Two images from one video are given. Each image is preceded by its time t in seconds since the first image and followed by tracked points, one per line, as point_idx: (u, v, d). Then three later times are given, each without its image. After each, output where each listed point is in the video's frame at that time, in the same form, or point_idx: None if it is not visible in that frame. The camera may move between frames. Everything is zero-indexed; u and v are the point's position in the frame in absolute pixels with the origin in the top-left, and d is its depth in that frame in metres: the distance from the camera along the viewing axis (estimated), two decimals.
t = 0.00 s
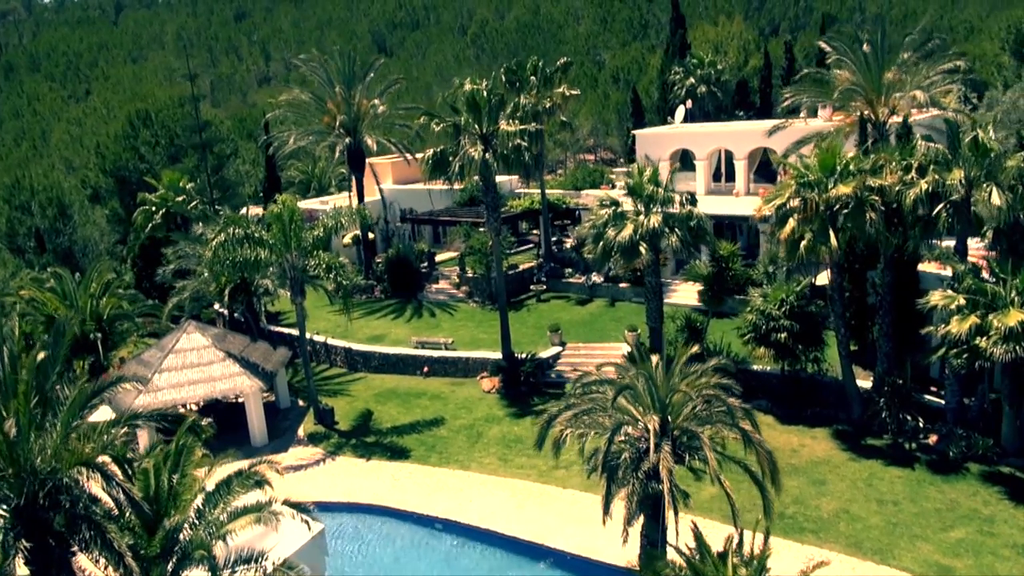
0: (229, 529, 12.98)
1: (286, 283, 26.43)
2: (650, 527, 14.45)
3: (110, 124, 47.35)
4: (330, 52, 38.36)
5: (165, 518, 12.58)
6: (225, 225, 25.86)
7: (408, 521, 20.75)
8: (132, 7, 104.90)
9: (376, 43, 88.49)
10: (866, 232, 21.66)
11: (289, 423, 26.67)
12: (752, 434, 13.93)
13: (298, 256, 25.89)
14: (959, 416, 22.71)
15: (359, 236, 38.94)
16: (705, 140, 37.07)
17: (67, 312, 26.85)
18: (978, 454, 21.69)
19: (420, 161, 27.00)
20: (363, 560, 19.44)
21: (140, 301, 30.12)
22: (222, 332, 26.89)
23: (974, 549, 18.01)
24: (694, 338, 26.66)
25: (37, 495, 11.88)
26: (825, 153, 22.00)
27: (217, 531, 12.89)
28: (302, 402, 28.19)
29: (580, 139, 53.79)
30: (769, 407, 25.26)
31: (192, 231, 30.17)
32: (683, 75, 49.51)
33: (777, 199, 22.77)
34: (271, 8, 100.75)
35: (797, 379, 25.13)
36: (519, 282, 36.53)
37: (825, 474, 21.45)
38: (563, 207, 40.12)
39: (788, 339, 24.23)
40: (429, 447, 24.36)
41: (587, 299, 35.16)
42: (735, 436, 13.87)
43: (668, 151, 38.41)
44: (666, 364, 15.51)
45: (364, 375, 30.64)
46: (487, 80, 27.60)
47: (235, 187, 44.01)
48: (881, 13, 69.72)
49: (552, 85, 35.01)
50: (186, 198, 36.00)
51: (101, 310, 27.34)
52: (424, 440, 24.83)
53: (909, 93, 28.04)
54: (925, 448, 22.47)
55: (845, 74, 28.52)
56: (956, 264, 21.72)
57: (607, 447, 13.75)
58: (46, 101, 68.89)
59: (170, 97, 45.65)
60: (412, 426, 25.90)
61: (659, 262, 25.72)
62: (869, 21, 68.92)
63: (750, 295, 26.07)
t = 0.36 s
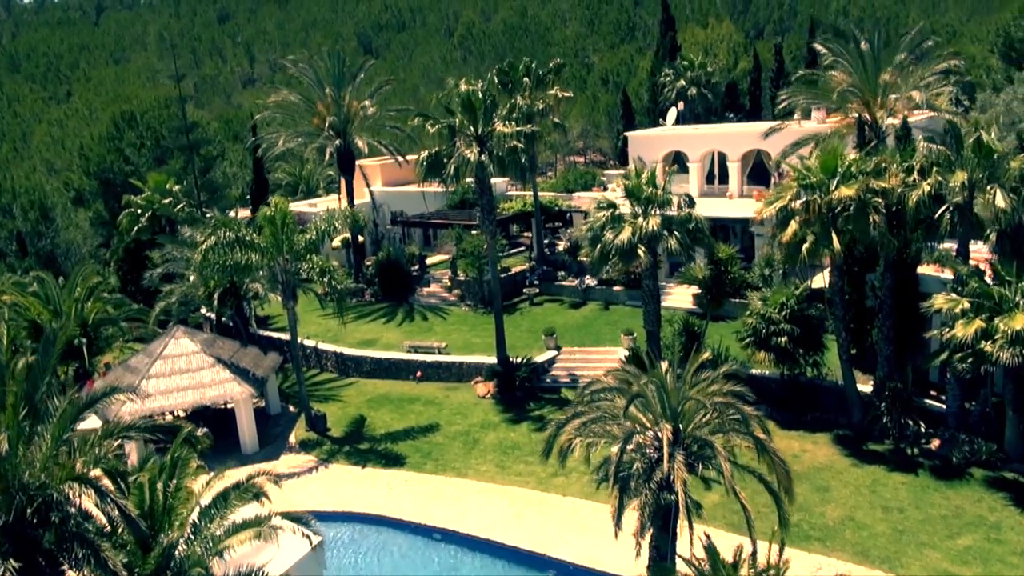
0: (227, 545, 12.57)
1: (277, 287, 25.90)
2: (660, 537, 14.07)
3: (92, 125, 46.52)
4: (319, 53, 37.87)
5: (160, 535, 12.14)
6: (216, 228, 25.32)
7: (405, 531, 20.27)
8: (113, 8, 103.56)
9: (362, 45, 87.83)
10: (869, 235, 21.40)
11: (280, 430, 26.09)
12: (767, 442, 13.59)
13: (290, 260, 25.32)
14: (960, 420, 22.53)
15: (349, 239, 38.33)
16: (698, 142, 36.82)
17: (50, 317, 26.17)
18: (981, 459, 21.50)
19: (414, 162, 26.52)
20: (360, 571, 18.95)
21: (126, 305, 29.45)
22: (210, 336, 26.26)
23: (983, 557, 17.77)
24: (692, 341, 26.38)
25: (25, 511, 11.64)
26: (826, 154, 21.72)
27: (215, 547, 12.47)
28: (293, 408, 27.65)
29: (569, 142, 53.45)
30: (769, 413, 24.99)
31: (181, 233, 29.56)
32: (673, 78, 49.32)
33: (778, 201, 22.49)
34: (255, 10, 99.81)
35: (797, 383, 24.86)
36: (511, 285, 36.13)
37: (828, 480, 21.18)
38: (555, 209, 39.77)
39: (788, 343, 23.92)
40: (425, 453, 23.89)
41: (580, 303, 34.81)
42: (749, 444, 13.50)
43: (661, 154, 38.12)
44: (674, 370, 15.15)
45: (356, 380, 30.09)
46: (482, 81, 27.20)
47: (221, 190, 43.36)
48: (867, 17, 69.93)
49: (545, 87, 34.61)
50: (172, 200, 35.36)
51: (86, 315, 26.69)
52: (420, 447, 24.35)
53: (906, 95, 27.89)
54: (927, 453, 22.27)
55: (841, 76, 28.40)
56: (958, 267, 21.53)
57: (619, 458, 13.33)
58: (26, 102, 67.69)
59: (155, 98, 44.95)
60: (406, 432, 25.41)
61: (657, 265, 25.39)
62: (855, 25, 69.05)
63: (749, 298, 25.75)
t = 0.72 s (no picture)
0: (224, 566, 12.26)
1: (267, 292, 25.31)
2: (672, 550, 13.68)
3: (74, 127, 45.65)
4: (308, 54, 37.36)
5: (154, 558, 11.83)
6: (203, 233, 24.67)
7: (403, 543, 19.80)
8: (93, 8, 102.18)
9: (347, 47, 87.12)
10: (870, 239, 21.15)
11: (270, 438, 25.48)
12: (781, 452, 13.26)
13: (281, 264, 24.75)
14: (961, 426, 22.35)
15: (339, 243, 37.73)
16: (690, 145, 36.58)
17: (32, 323, 25.46)
18: (984, 465, 21.31)
19: (408, 164, 26.04)
20: None
21: (111, 311, 28.76)
22: (198, 343, 25.60)
23: (992, 565, 17.54)
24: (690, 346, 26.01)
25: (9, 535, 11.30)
26: (827, 157, 21.44)
27: (212, 568, 12.17)
28: (283, 415, 27.05)
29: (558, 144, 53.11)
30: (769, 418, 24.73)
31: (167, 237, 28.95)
32: (663, 80, 49.14)
33: (778, 204, 22.21)
34: (238, 11, 98.77)
35: (796, 388, 24.58)
36: (503, 289, 35.70)
37: (831, 488, 20.89)
38: (547, 212, 39.43)
39: (788, 347, 23.63)
40: (420, 462, 23.40)
41: (573, 307, 34.44)
42: (764, 455, 13.15)
43: (653, 157, 37.85)
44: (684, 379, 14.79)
45: (347, 386, 29.53)
46: (476, 82, 26.80)
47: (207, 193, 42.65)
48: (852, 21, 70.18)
49: (537, 88, 34.27)
50: (157, 203, 34.69)
51: (69, 321, 25.99)
52: (415, 455, 23.85)
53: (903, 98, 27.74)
54: (929, 459, 22.06)
55: (836, 79, 28.26)
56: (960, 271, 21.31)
57: (632, 471, 12.90)
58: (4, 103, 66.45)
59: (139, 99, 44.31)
60: (400, 440, 24.90)
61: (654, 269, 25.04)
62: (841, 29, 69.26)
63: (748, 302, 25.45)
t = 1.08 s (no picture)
0: None
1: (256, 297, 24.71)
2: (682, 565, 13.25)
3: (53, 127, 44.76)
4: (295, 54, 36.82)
5: None
6: (190, 237, 24.02)
7: (398, 556, 19.26)
8: (71, 6, 100.63)
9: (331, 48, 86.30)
10: (871, 243, 20.89)
11: (257, 447, 24.84)
12: (794, 463, 12.92)
13: (270, 269, 24.16)
14: (961, 430, 22.13)
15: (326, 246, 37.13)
16: (682, 148, 36.33)
17: (11, 329, 24.72)
18: (985, 471, 21.09)
19: (400, 167, 25.56)
20: None
21: (93, 316, 28.03)
22: (183, 350, 24.93)
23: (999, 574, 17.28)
24: (686, 351, 25.66)
25: None
26: (827, 160, 21.16)
27: None
28: (271, 423, 26.42)
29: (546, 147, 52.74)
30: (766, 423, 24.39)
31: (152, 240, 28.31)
32: (652, 82, 48.95)
33: (777, 208, 21.88)
34: (220, 11, 97.61)
35: (793, 393, 24.24)
36: (494, 293, 35.23)
37: (833, 495, 20.59)
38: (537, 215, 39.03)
39: (786, 352, 23.33)
40: (414, 471, 22.89)
41: (564, 311, 34.05)
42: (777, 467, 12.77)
43: (644, 159, 37.57)
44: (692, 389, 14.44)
45: (337, 393, 28.94)
46: (469, 84, 26.38)
47: (190, 195, 41.90)
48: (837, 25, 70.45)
49: (528, 90, 33.88)
50: (140, 206, 34.01)
51: (49, 327, 25.28)
52: (408, 464, 23.33)
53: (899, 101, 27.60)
54: (929, 465, 21.82)
55: (831, 81, 28.07)
56: (960, 276, 21.12)
57: (643, 485, 12.48)
58: None
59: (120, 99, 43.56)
60: (392, 448, 24.36)
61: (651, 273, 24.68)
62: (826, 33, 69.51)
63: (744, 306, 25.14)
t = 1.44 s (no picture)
0: None
1: (243, 304, 24.04)
2: None
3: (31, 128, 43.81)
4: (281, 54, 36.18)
5: None
6: (174, 242, 23.34)
7: (393, 570, 18.70)
8: (48, 5, 98.98)
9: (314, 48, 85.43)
10: (871, 248, 20.63)
11: (245, 457, 24.20)
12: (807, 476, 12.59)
13: (258, 275, 23.53)
14: (960, 436, 21.92)
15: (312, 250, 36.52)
16: (673, 151, 36.05)
17: None
18: (986, 478, 20.89)
19: (391, 169, 25.04)
20: None
21: (74, 323, 27.29)
22: (168, 358, 24.22)
23: None
24: (681, 356, 25.34)
25: None
26: (826, 164, 20.86)
27: None
28: (258, 432, 25.79)
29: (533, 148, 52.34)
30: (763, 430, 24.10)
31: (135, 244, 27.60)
32: (640, 84, 48.70)
33: (776, 211, 21.57)
34: (200, 10, 96.26)
35: (790, 399, 23.96)
36: (483, 297, 34.76)
37: (834, 504, 20.27)
38: (527, 217, 38.60)
39: (784, 358, 23.04)
40: (406, 481, 22.35)
41: (555, 315, 33.63)
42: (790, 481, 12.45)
43: (634, 162, 37.25)
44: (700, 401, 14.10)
45: (325, 400, 28.33)
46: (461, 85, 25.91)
47: (173, 198, 41.14)
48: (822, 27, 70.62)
49: (518, 91, 33.46)
50: (122, 209, 33.26)
51: (28, 335, 24.54)
52: (400, 474, 22.78)
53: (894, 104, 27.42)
54: (929, 472, 21.60)
55: (825, 84, 27.86)
56: (960, 281, 20.96)
57: (655, 503, 12.11)
58: None
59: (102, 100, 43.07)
60: (384, 457, 23.80)
61: (646, 278, 24.30)
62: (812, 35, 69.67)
63: (741, 312, 24.85)
